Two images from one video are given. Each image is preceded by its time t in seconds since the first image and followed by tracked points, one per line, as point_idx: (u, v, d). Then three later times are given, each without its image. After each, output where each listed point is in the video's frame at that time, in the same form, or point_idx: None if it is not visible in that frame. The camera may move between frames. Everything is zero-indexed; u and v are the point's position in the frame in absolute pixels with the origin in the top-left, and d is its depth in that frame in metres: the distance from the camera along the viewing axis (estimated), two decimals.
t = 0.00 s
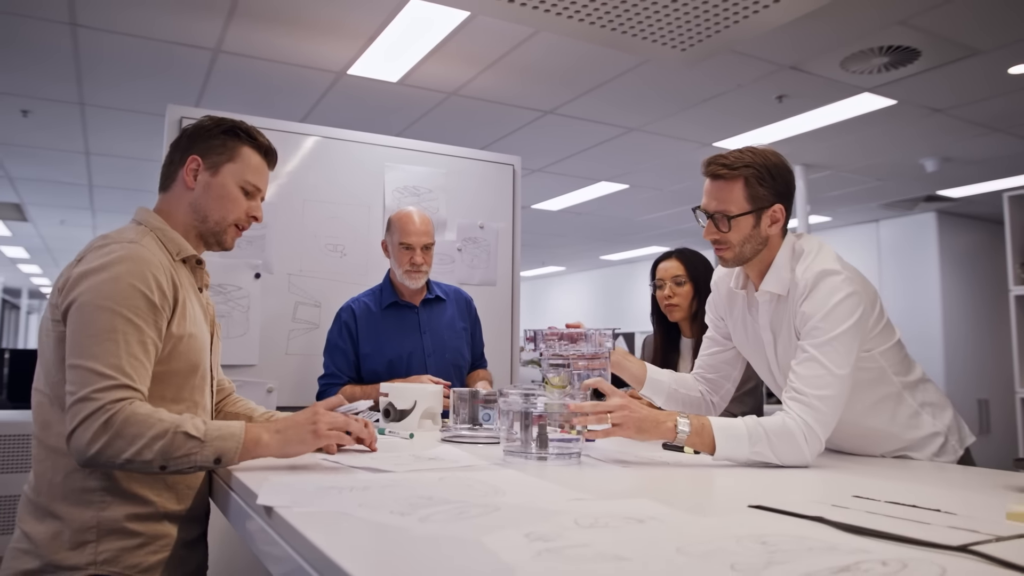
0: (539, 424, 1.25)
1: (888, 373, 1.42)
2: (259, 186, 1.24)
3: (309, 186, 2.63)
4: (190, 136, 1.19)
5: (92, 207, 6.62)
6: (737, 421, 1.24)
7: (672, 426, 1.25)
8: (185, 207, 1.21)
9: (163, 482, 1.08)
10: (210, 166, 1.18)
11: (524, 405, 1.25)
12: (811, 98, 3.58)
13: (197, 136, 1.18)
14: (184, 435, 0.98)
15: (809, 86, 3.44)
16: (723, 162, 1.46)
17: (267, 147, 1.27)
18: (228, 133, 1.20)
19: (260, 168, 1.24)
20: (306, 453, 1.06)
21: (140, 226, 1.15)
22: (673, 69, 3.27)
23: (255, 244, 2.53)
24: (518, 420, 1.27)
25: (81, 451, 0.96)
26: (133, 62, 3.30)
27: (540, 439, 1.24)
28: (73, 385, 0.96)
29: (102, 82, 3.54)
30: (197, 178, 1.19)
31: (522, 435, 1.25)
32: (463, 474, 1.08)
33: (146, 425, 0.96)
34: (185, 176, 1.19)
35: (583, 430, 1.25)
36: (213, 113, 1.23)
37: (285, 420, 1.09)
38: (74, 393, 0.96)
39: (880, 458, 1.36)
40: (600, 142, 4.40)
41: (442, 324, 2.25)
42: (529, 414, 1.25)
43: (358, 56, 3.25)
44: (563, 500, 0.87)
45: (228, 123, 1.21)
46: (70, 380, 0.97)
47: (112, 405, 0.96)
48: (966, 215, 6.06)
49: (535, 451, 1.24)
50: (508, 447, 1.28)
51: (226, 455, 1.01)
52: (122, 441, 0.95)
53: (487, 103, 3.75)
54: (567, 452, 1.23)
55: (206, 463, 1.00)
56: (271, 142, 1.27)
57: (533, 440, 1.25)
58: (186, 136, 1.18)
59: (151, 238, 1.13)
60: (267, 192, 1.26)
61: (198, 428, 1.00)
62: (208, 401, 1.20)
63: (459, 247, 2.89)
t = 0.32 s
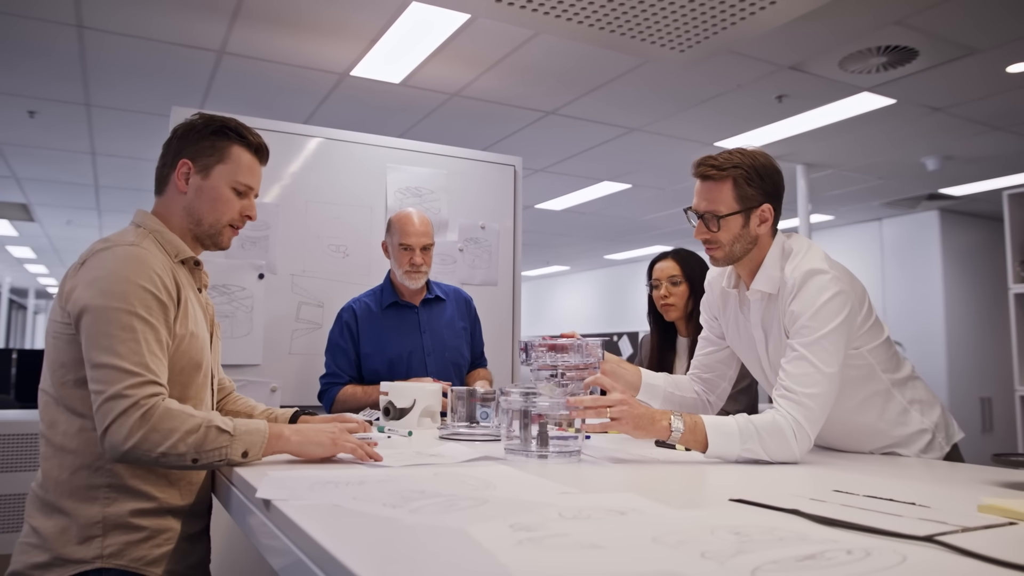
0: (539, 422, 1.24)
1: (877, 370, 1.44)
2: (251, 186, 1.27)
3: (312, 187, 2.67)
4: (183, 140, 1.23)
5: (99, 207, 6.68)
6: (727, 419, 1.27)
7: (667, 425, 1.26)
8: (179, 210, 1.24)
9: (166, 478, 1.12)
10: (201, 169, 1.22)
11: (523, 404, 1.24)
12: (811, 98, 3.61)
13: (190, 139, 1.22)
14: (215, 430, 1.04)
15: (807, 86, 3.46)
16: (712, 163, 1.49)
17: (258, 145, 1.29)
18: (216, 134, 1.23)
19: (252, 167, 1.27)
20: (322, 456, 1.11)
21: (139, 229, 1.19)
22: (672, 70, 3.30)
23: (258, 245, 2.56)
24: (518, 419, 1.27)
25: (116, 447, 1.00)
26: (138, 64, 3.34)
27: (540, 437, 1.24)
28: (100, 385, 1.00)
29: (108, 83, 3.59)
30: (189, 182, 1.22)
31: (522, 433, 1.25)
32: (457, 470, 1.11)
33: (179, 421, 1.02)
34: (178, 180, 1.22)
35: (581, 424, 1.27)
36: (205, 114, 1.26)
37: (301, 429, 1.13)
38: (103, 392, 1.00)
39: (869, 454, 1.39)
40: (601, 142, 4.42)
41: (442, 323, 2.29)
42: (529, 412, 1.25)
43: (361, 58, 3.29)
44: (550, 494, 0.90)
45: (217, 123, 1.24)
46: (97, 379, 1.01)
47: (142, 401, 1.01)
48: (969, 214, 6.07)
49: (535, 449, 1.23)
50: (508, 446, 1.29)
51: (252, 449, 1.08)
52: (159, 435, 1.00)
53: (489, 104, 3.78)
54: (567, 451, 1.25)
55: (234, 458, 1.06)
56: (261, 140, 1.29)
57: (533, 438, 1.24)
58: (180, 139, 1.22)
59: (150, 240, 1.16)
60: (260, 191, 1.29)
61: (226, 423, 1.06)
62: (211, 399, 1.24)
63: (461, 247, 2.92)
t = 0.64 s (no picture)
0: (545, 420, 1.22)
1: (866, 367, 1.47)
2: (247, 187, 1.30)
3: (315, 188, 2.71)
4: (180, 144, 1.26)
5: (105, 208, 6.73)
6: (723, 419, 1.29)
7: (670, 427, 1.26)
8: (179, 213, 1.28)
9: (173, 473, 1.16)
10: (197, 173, 1.25)
11: (528, 402, 1.23)
12: (810, 98, 3.63)
13: (185, 144, 1.25)
14: (225, 427, 1.09)
15: (806, 86, 3.49)
16: (704, 164, 1.52)
17: (253, 145, 1.31)
18: (210, 138, 1.26)
19: (247, 168, 1.29)
20: (320, 449, 1.14)
21: (142, 232, 1.22)
22: (671, 71, 3.33)
23: (261, 245, 2.60)
24: (521, 419, 1.25)
25: (131, 445, 1.04)
26: (143, 67, 3.39)
27: (546, 436, 1.21)
28: (113, 386, 1.04)
29: (114, 86, 3.63)
30: (186, 187, 1.26)
31: (527, 432, 1.23)
32: (453, 465, 1.14)
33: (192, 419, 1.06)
34: (176, 185, 1.26)
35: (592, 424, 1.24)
36: (200, 117, 1.29)
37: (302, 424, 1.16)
38: (116, 393, 1.04)
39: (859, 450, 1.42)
40: (602, 142, 4.45)
41: (442, 322, 2.33)
42: (534, 411, 1.23)
43: (363, 60, 3.32)
44: (541, 488, 0.94)
45: (211, 126, 1.27)
46: (109, 381, 1.04)
47: (154, 401, 1.05)
48: (969, 212, 6.08)
49: (541, 449, 1.21)
50: (513, 447, 1.26)
51: (259, 444, 1.12)
52: (172, 434, 1.05)
53: (490, 105, 3.82)
54: (576, 451, 1.21)
55: (243, 454, 1.10)
56: (255, 140, 1.32)
57: (539, 438, 1.22)
58: (177, 143, 1.26)
59: (154, 243, 1.20)
60: (256, 191, 1.32)
61: (235, 420, 1.11)
62: (214, 397, 1.28)
63: (462, 247, 2.95)
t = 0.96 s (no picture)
0: (554, 420, 1.18)
1: (856, 365, 1.50)
2: (245, 189, 1.33)
3: (317, 190, 2.74)
4: (179, 149, 1.29)
5: (108, 208, 6.78)
6: (720, 419, 1.27)
7: (674, 431, 1.24)
8: (181, 218, 1.31)
9: (178, 469, 1.19)
10: (196, 178, 1.28)
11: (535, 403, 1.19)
12: (808, 98, 3.66)
13: (185, 150, 1.29)
14: (233, 425, 1.12)
15: (804, 86, 3.51)
16: (696, 167, 1.55)
17: (250, 148, 1.34)
18: (207, 143, 1.29)
19: (245, 171, 1.32)
20: (324, 445, 1.19)
21: (146, 235, 1.25)
22: (669, 72, 3.36)
23: (264, 246, 2.64)
24: (528, 418, 1.22)
25: (143, 444, 1.07)
26: (147, 69, 3.42)
27: (558, 436, 1.18)
28: (124, 387, 1.08)
29: (118, 88, 3.67)
30: (186, 192, 1.29)
31: (534, 433, 1.20)
32: (450, 462, 1.17)
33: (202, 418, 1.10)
34: (176, 190, 1.30)
35: (605, 426, 1.21)
36: (198, 122, 1.32)
37: (305, 423, 1.20)
38: (127, 393, 1.07)
39: (848, 446, 1.45)
40: (601, 142, 4.48)
41: (442, 321, 2.36)
42: (541, 411, 1.19)
43: (364, 63, 3.35)
44: (534, 483, 0.97)
45: (208, 130, 1.30)
46: (120, 382, 1.08)
47: (166, 400, 1.08)
48: (968, 211, 6.10)
49: (554, 449, 1.18)
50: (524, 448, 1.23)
51: (265, 441, 1.16)
52: (183, 432, 1.08)
53: (490, 106, 3.85)
54: (589, 451, 1.17)
55: (251, 450, 1.14)
56: (253, 143, 1.34)
57: (549, 439, 1.19)
58: (177, 148, 1.29)
59: (158, 246, 1.23)
60: (255, 193, 1.35)
61: (242, 418, 1.14)
62: (217, 395, 1.32)
63: (462, 247, 2.99)
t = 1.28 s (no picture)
0: (553, 419, 1.21)
1: (847, 364, 1.53)
2: (245, 193, 1.35)
3: (318, 191, 2.77)
4: (180, 156, 1.32)
5: (110, 208, 6.82)
6: (712, 417, 1.29)
7: (669, 431, 1.26)
8: (182, 222, 1.34)
9: (182, 466, 1.22)
10: (196, 183, 1.31)
11: (535, 403, 1.22)
12: (804, 99, 3.69)
13: (185, 156, 1.32)
14: (243, 423, 1.16)
15: (800, 88, 3.54)
16: (688, 172, 1.58)
17: (249, 152, 1.37)
18: (206, 149, 1.32)
19: (243, 175, 1.35)
20: (331, 443, 1.22)
21: (150, 240, 1.28)
22: (666, 73, 3.39)
23: (266, 247, 2.67)
24: (529, 418, 1.25)
25: (157, 442, 1.11)
26: (150, 72, 3.45)
27: (559, 435, 1.21)
28: (135, 387, 1.11)
29: (121, 91, 3.70)
30: (187, 198, 1.33)
31: (536, 433, 1.23)
32: (447, 459, 1.21)
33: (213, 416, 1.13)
34: (177, 196, 1.33)
35: (604, 425, 1.23)
36: (197, 127, 1.35)
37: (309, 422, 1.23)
38: (139, 393, 1.11)
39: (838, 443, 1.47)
40: (600, 143, 4.51)
41: (441, 321, 2.40)
42: (540, 411, 1.22)
43: (364, 66, 3.39)
44: (528, 479, 1.00)
45: (206, 136, 1.33)
46: (132, 382, 1.11)
47: (177, 398, 1.12)
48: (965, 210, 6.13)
49: (555, 448, 1.21)
50: (527, 446, 1.26)
51: (274, 439, 1.19)
52: (196, 430, 1.12)
53: (489, 108, 3.88)
54: (589, 449, 1.21)
55: (261, 448, 1.18)
56: (251, 147, 1.37)
57: (550, 438, 1.22)
58: (177, 154, 1.32)
59: (162, 250, 1.27)
60: (254, 197, 1.37)
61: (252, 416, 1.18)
62: (220, 395, 1.35)
63: (462, 247, 3.02)
